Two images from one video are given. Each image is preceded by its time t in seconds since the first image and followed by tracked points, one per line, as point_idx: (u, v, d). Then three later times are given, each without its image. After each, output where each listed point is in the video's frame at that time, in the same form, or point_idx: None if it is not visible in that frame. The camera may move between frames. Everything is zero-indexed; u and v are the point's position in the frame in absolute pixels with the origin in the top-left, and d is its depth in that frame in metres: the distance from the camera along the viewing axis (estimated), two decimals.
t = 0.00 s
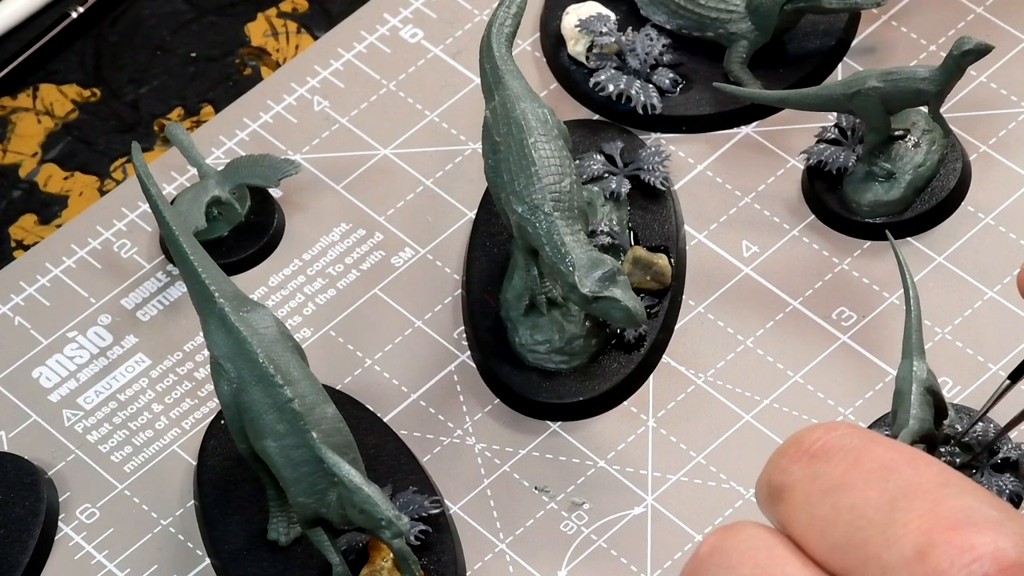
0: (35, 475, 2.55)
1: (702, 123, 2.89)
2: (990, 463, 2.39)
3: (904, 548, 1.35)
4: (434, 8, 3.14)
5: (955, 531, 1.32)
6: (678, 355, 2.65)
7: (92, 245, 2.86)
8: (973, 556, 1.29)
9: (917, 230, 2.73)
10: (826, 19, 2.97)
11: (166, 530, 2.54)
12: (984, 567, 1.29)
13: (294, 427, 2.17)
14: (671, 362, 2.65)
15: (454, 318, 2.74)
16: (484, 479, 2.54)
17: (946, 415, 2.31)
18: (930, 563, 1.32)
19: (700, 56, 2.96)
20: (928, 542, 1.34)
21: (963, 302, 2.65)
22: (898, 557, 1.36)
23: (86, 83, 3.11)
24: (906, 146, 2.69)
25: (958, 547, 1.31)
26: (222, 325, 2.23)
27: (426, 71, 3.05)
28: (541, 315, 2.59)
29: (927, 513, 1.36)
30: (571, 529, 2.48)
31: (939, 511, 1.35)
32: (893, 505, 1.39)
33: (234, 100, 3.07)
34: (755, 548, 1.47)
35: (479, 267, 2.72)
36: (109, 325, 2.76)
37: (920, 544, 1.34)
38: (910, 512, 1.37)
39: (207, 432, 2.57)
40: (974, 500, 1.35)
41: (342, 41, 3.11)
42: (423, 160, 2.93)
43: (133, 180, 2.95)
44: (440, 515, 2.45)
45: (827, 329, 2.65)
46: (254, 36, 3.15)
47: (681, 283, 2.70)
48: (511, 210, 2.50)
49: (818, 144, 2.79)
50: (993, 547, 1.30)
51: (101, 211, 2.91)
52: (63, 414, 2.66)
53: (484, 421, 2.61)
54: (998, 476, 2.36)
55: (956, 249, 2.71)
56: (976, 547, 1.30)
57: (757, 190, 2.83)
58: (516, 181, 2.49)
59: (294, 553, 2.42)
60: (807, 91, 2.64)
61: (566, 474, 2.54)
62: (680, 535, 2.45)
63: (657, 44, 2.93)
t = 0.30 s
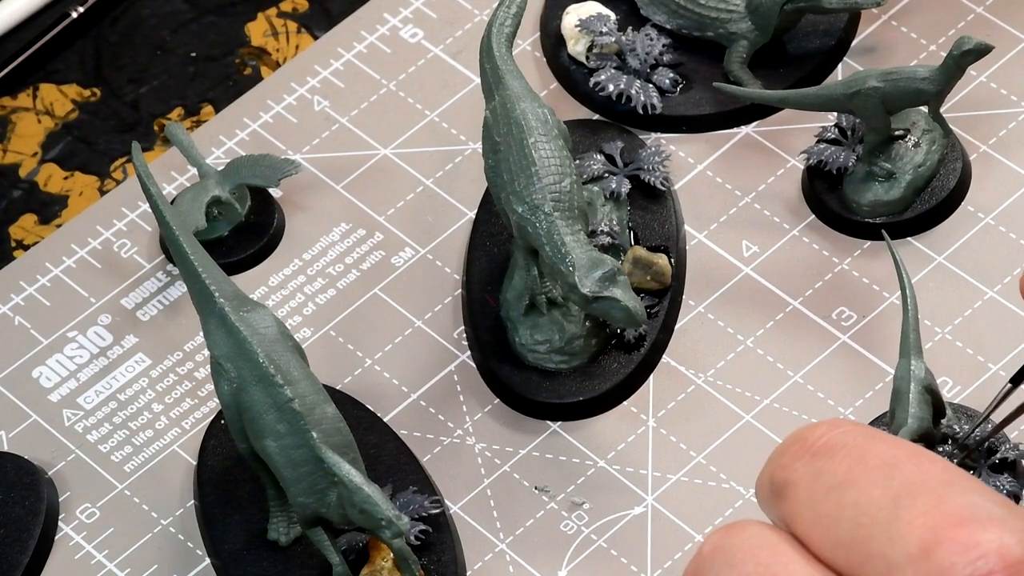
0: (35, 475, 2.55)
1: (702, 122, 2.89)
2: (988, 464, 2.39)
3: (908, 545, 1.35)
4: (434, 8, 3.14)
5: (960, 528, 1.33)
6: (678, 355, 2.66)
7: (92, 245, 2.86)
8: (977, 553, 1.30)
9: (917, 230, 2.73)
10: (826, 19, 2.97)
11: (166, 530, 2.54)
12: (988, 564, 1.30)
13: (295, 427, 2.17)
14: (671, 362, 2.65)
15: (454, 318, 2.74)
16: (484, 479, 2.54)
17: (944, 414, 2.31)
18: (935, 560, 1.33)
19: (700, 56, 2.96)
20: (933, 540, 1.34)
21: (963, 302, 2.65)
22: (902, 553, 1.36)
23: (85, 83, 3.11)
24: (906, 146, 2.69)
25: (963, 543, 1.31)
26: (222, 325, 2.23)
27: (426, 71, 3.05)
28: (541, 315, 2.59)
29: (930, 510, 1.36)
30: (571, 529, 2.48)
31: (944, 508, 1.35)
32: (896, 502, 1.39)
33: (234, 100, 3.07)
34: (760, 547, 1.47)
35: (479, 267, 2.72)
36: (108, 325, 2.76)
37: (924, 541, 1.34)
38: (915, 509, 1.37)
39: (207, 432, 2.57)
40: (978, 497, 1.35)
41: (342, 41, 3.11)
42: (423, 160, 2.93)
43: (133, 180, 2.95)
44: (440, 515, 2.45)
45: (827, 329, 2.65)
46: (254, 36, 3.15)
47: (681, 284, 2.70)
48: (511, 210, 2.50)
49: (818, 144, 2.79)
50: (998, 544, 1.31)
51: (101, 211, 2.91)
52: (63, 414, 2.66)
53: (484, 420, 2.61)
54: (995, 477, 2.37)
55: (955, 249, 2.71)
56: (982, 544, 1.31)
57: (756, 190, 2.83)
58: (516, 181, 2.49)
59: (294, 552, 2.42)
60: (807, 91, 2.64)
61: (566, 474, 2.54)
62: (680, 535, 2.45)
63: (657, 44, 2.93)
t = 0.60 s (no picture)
0: (35, 475, 2.55)
1: (702, 123, 2.89)
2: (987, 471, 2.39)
3: (897, 538, 1.35)
4: (433, 8, 3.14)
5: (949, 520, 1.33)
6: (678, 355, 2.65)
7: (92, 245, 2.86)
8: (966, 545, 1.31)
9: (918, 230, 2.73)
10: (826, 19, 2.97)
11: (166, 530, 2.54)
12: (978, 556, 1.30)
13: (294, 427, 2.18)
14: (671, 362, 2.65)
15: (454, 318, 2.74)
16: (484, 479, 2.54)
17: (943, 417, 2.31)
18: (924, 553, 1.33)
19: (700, 56, 2.96)
20: (921, 532, 1.34)
21: (964, 302, 2.65)
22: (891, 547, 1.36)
23: (86, 83, 3.11)
24: (906, 146, 2.69)
25: (953, 536, 1.32)
26: (221, 325, 2.23)
27: (426, 71, 3.05)
28: (541, 316, 2.59)
29: (919, 502, 1.36)
30: (571, 529, 2.48)
31: (931, 501, 1.35)
32: (883, 495, 1.39)
33: (234, 100, 3.07)
34: (750, 547, 1.47)
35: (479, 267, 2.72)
36: (108, 325, 2.76)
37: (913, 534, 1.34)
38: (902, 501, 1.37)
39: (207, 432, 2.57)
40: (966, 489, 1.36)
41: (342, 42, 3.11)
42: (423, 160, 2.93)
43: (133, 180, 2.95)
44: (440, 515, 2.45)
45: (827, 329, 2.65)
46: (254, 36, 3.15)
47: (681, 284, 2.70)
48: (510, 209, 2.50)
49: (818, 144, 2.79)
50: (987, 536, 1.31)
51: (101, 211, 2.91)
52: (63, 414, 2.66)
53: (484, 420, 2.61)
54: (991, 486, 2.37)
55: (956, 249, 2.71)
56: (970, 536, 1.31)
57: (757, 190, 2.83)
58: (516, 181, 2.49)
59: (294, 553, 2.42)
60: (807, 91, 2.64)
61: (566, 474, 2.54)
62: (680, 535, 2.45)
63: (657, 44, 2.93)
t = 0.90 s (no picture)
0: (35, 475, 2.55)
1: (702, 123, 2.89)
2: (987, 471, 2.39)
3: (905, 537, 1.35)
4: (434, 8, 3.14)
5: (957, 519, 1.33)
6: (678, 355, 2.66)
7: (92, 245, 2.86)
8: (974, 544, 1.31)
9: (918, 230, 2.73)
10: (826, 19, 2.97)
11: (166, 530, 2.54)
12: (986, 555, 1.30)
13: (295, 427, 2.18)
14: (671, 362, 2.65)
15: (454, 318, 2.74)
16: (484, 479, 2.54)
17: (942, 414, 2.31)
18: (932, 552, 1.33)
19: (700, 56, 2.96)
20: (930, 532, 1.34)
21: (964, 302, 2.65)
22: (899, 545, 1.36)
23: (86, 83, 3.11)
24: (906, 146, 2.69)
25: (961, 535, 1.32)
26: (222, 324, 2.23)
27: (426, 71, 3.05)
28: (541, 316, 2.59)
29: (927, 501, 1.36)
30: (571, 529, 2.48)
31: (940, 500, 1.35)
32: (892, 493, 1.39)
33: (234, 100, 3.07)
34: (756, 547, 1.47)
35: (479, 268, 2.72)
36: (108, 325, 2.76)
37: (921, 534, 1.34)
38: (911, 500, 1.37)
39: (207, 432, 2.57)
40: (974, 488, 1.36)
41: (342, 41, 3.11)
42: (423, 160, 2.93)
43: (133, 180, 2.95)
44: (440, 515, 2.45)
45: (827, 329, 2.65)
46: (254, 36, 3.15)
47: (681, 284, 2.70)
48: (511, 209, 2.50)
49: (818, 144, 2.79)
50: (995, 535, 1.31)
51: (101, 211, 2.91)
52: (63, 414, 2.66)
53: (484, 420, 2.61)
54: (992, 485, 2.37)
55: (955, 249, 2.71)
56: (978, 535, 1.31)
57: (757, 190, 2.83)
58: (516, 181, 2.49)
59: (295, 552, 2.43)
60: (807, 91, 2.64)
61: (566, 474, 2.54)
62: (680, 535, 2.45)
63: (657, 44, 2.93)
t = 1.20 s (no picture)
0: (35, 475, 2.55)
1: (702, 122, 2.89)
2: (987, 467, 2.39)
3: (905, 539, 1.35)
4: (434, 8, 3.14)
5: (957, 522, 1.33)
6: (678, 355, 2.65)
7: (92, 245, 2.86)
8: (974, 548, 1.31)
9: (918, 229, 2.73)
10: (826, 19, 2.97)
11: (166, 530, 2.54)
12: (986, 558, 1.30)
13: (295, 427, 2.18)
14: (671, 362, 2.65)
15: (454, 318, 2.74)
16: (484, 479, 2.54)
17: (943, 412, 2.32)
18: (932, 555, 1.33)
19: (700, 55, 2.96)
20: (930, 534, 1.34)
21: (964, 302, 2.65)
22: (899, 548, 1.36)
23: (86, 83, 3.11)
24: (906, 146, 2.69)
25: (960, 538, 1.32)
26: (222, 325, 2.23)
27: (426, 71, 3.05)
28: (541, 316, 2.59)
29: (927, 504, 1.36)
30: (571, 529, 2.48)
31: (940, 502, 1.35)
32: (891, 495, 1.39)
33: (234, 100, 3.07)
34: (755, 548, 1.48)
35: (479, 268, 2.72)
36: (109, 325, 2.76)
37: (920, 536, 1.34)
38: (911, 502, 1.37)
39: (207, 432, 2.57)
40: (974, 491, 1.36)
41: (342, 41, 3.11)
42: (423, 160, 2.93)
43: (133, 180, 2.95)
44: (440, 515, 2.45)
45: (827, 329, 2.65)
46: (254, 36, 3.15)
47: (681, 284, 2.70)
48: (511, 210, 2.50)
49: (818, 144, 2.79)
50: (995, 538, 1.31)
51: (101, 211, 2.91)
52: (63, 414, 2.66)
53: (484, 420, 2.61)
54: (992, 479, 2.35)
55: (955, 249, 2.71)
56: (978, 538, 1.31)
57: (757, 190, 2.83)
58: (516, 181, 2.49)
59: (295, 552, 2.43)
60: (807, 91, 2.64)
61: (566, 475, 2.54)
62: (680, 535, 2.45)
63: (657, 44, 2.93)
